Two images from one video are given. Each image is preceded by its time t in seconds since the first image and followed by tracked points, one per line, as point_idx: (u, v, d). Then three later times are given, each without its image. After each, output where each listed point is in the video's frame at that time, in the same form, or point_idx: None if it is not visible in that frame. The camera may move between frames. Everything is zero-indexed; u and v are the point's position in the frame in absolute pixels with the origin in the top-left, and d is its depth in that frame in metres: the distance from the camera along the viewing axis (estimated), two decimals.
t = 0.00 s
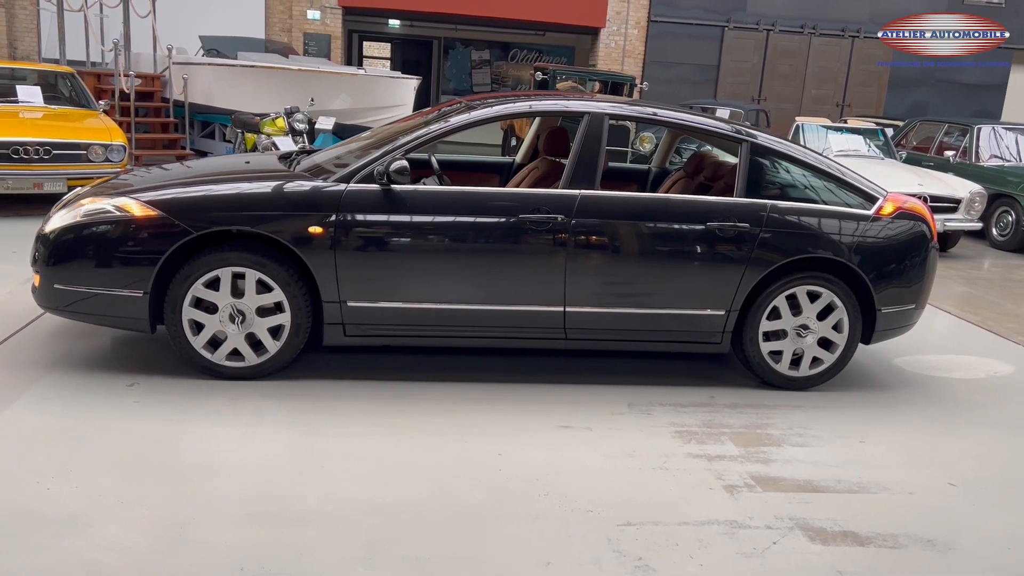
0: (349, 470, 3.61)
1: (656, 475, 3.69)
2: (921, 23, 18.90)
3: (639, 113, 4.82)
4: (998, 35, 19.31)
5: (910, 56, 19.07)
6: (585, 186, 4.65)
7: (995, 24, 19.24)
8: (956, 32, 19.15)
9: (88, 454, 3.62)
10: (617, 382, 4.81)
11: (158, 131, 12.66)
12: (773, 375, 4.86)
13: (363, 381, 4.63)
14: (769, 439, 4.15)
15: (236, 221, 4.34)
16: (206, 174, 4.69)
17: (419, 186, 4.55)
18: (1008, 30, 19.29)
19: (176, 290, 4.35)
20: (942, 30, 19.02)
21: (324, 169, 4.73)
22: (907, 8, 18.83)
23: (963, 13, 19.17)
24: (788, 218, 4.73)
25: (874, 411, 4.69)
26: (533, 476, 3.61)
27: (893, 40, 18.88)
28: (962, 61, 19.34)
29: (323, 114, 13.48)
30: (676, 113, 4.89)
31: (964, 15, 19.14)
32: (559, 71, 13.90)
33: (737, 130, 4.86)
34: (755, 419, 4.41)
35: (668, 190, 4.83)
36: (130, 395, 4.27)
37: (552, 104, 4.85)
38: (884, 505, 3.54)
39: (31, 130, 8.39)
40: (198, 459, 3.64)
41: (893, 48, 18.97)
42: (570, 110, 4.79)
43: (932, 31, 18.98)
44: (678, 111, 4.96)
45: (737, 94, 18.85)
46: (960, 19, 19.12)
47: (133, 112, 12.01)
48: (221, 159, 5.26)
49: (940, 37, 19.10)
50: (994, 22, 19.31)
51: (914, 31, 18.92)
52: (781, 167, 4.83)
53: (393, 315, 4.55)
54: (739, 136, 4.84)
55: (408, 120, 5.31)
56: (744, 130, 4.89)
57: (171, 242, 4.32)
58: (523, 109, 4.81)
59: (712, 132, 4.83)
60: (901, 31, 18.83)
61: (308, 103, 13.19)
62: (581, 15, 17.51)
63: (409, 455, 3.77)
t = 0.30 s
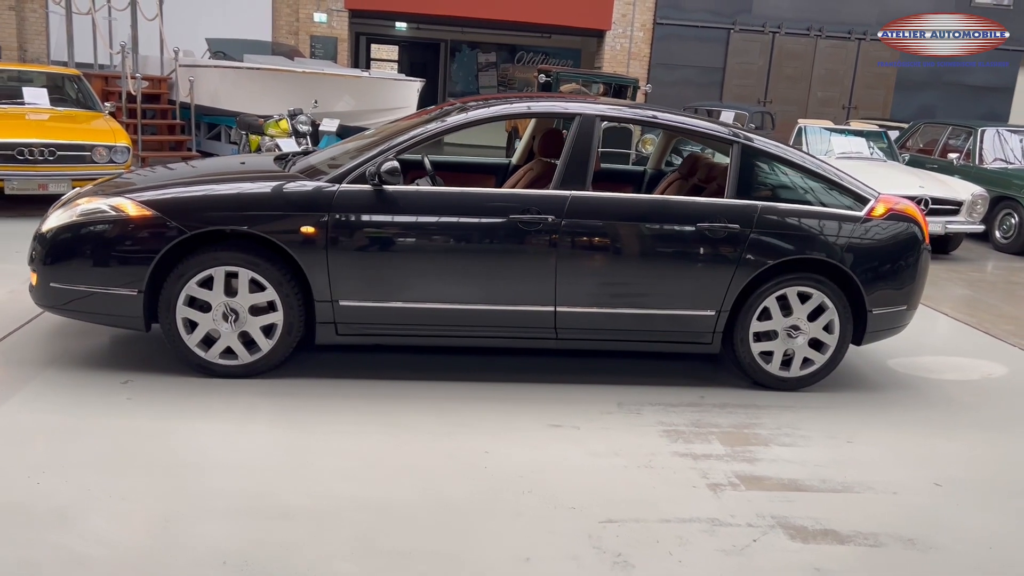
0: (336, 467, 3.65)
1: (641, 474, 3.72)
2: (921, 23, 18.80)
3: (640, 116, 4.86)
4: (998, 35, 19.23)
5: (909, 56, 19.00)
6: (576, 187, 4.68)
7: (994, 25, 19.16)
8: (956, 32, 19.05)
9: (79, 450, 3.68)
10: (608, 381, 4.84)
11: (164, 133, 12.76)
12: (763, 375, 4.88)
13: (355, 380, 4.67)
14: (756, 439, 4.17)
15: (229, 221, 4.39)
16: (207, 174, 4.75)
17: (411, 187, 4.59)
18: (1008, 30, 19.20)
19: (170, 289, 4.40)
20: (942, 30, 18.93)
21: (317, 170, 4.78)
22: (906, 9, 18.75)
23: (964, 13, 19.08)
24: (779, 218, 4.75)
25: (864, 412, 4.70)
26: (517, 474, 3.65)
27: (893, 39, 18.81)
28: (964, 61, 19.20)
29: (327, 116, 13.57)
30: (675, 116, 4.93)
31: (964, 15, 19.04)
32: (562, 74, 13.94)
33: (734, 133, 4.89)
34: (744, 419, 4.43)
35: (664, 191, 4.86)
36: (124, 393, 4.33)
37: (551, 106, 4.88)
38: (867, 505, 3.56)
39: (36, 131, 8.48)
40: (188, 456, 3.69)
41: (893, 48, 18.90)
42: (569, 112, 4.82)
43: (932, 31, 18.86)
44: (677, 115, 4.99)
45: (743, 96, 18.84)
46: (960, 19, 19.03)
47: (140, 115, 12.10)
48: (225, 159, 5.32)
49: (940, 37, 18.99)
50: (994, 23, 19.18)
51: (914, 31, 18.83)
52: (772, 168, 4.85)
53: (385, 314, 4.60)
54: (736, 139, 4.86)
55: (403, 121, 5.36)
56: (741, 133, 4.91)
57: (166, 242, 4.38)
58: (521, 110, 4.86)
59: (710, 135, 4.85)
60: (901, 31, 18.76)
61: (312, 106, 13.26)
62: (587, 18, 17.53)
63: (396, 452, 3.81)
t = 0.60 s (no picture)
0: (326, 463, 3.71)
1: (627, 471, 3.77)
2: (921, 22, 18.78)
3: (642, 120, 4.92)
4: (997, 35, 19.08)
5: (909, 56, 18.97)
6: (568, 189, 4.73)
7: (994, 25, 19.00)
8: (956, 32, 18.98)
9: (74, 445, 3.75)
10: (600, 381, 4.89)
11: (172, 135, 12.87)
12: (754, 375, 4.92)
13: (349, 378, 4.74)
14: (743, 438, 4.21)
15: (225, 221, 4.47)
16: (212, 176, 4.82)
17: (405, 188, 4.66)
18: (1008, 31, 19.04)
19: (167, 288, 4.48)
20: (942, 30, 18.89)
21: (312, 171, 4.84)
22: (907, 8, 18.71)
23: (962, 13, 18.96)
24: (769, 220, 4.78)
25: (854, 412, 4.74)
26: (504, 471, 3.70)
27: (893, 40, 18.79)
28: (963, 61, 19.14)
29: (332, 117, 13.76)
30: (677, 121, 4.98)
31: (964, 15, 18.90)
32: (566, 77, 14.02)
33: (733, 137, 4.94)
34: (733, 419, 4.47)
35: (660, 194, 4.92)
36: (122, 390, 4.41)
37: (553, 109, 4.93)
38: (850, 503, 3.60)
39: (45, 134, 8.60)
40: (180, 451, 3.76)
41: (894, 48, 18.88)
42: (569, 115, 4.86)
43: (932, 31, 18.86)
44: (680, 120, 5.04)
45: (750, 99, 18.85)
46: (960, 19, 18.89)
47: (148, 117, 12.23)
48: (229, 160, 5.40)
49: (940, 37, 18.97)
50: (994, 23, 19.01)
51: (914, 31, 18.80)
52: (763, 170, 4.88)
53: (379, 314, 4.66)
54: (736, 143, 4.90)
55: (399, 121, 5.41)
56: (740, 137, 4.96)
57: (164, 241, 4.46)
58: (523, 112, 4.92)
59: (711, 139, 4.89)
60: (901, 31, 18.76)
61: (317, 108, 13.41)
62: (594, 20, 17.59)
63: (387, 449, 3.87)
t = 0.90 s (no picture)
0: (316, 459, 3.77)
1: (614, 468, 3.80)
2: (920, 23, 18.64)
3: (642, 123, 4.96)
4: (997, 35, 18.93)
5: (908, 56, 18.88)
6: (560, 189, 4.78)
7: (994, 24, 18.85)
8: (956, 32, 18.80)
9: (70, 440, 3.82)
10: (593, 380, 4.92)
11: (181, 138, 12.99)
12: (746, 375, 4.94)
13: (345, 376, 4.80)
14: (732, 437, 4.24)
15: (221, 221, 4.53)
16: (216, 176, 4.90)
17: (399, 188, 4.72)
18: (1008, 30, 18.92)
19: (165, 287, 4.55)
20: (942, 30, 18.70)
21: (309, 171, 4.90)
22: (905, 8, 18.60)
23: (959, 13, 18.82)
24: (761, 221, 4.81)
25: (846, 412, 4.75)
26: (492, 467, 3.74)
27: (893, 40, 18.69)
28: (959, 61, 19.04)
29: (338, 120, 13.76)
30: (678, 125, 5.03)
31: (964, 15, 18.76)
32: (571, 79, 14.07)
33: (732, 141, 4.97)
34: (724, 418, 4.50)
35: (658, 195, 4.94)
36: (120, 387, 4.48)
37: (553, 112, 4.97)
38: (835, 501, 3.62)
39: (52, 136, 8.71)
40: (174, 446, 3.82)
41: (893, 47, 18.77)
42: (569, 117, 4.91)
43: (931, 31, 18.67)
44: (681, 124, 5.08)
45: (758, 101, 18.85)
46: (960, 19, 18.76)
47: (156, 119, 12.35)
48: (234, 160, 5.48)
49: (940, 37, 18.78)
50: (994, 23, 18.85)
51: (914, 31, 18.70)
52: (756, 172, 4.91)
53: (373, 313, 4.72)
54: (734, 147, 4.93)
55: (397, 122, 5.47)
56: (739, 141, 4.99)
57: (162, 241, 4.53)
58: (524, 114, 4.97)
59: (710, 143, 4.93)
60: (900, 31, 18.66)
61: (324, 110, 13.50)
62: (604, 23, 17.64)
63: (377, 446, 3.92)
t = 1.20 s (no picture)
0: (307, 455, 3.79)
1: (604, 467, 3.80)
2: (921, 23, 18.59)
3: (646, 124, 4.97)
4: (997, 35, 18.76)
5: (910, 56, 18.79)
6: (556, 189, 4.78)
7: (994, 24, 18.69)
8: (956, 32, 18.70)
9: (64, 435, 3.85)
10: (589, 380, 4.92)
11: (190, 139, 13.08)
12: (742, 375, 4.93)
13: (340, 375, 4.82)
14: (725, 437, 4.23)
15: (218, 219, 4.57)
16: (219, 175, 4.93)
17: (395, 188, 4.74)
18: (1008, 31, 18.74)
19: (162, 284, 4.59)
20: (942, 30, 18.61)
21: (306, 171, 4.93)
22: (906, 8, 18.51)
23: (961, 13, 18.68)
24: (756, 221, 4.80)
25: (842, 413, 4.73)
26: (482, 465, 3.75)
27: (892, 40, 18.58)
28: (959, 61, 18.89)
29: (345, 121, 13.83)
30: (681, 126, 5.03)
31: (964, 16, 18.64)
32: (578, 82, 14.09)
33: (733, 142, 4.96)
34: (718, 418, 4.49)
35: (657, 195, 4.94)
36: (118, 384, 4.51)
37: (556, 112, 4.98)
38: (825, 501, 3.61)
39: (61, 137, 8.79)
40: (167, 442, 3.85)
41: (893, 48, 18.66)
42: (572, 117, 4.92)
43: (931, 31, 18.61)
44: (684, 125, 5.08)
45: (768, 104, 18.79)
46: (960, 19, 18.62)
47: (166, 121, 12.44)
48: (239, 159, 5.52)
49: (940, 37, 18.71)
50: (994, 23, 18.71)
51: (913, 31, 18.63)
52: (752, 172, 4.90)
53: (368, 311, 4.74)
54: (735, 148, 4.93)
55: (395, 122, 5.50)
56: (740, 142, 4.99)
57: (160, 239, 4.57)
58: (526, 114, 4.99)
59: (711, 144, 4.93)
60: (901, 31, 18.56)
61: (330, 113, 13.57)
62: (614, 25, 17.68)
63: (369, 443, 3.94)
